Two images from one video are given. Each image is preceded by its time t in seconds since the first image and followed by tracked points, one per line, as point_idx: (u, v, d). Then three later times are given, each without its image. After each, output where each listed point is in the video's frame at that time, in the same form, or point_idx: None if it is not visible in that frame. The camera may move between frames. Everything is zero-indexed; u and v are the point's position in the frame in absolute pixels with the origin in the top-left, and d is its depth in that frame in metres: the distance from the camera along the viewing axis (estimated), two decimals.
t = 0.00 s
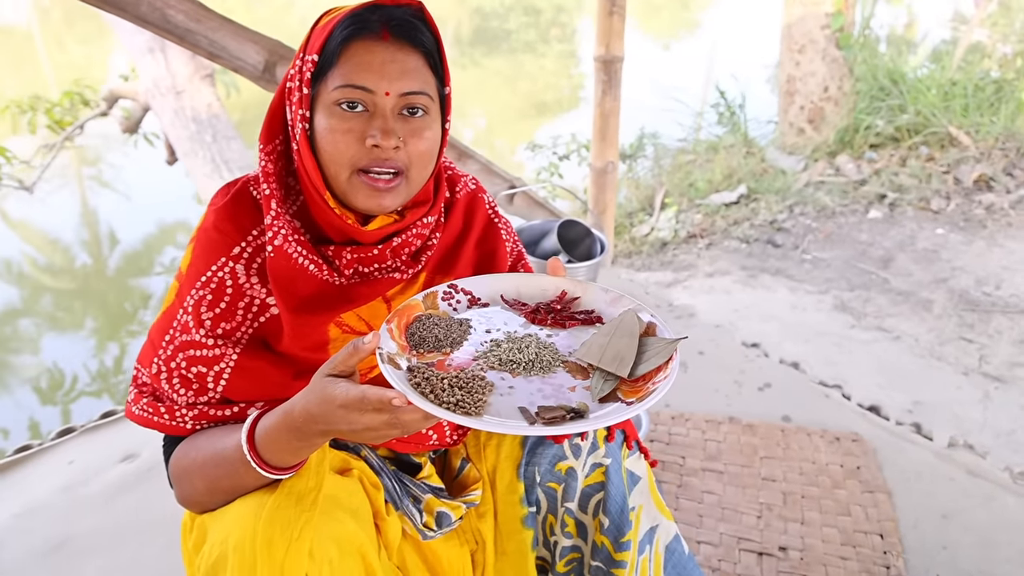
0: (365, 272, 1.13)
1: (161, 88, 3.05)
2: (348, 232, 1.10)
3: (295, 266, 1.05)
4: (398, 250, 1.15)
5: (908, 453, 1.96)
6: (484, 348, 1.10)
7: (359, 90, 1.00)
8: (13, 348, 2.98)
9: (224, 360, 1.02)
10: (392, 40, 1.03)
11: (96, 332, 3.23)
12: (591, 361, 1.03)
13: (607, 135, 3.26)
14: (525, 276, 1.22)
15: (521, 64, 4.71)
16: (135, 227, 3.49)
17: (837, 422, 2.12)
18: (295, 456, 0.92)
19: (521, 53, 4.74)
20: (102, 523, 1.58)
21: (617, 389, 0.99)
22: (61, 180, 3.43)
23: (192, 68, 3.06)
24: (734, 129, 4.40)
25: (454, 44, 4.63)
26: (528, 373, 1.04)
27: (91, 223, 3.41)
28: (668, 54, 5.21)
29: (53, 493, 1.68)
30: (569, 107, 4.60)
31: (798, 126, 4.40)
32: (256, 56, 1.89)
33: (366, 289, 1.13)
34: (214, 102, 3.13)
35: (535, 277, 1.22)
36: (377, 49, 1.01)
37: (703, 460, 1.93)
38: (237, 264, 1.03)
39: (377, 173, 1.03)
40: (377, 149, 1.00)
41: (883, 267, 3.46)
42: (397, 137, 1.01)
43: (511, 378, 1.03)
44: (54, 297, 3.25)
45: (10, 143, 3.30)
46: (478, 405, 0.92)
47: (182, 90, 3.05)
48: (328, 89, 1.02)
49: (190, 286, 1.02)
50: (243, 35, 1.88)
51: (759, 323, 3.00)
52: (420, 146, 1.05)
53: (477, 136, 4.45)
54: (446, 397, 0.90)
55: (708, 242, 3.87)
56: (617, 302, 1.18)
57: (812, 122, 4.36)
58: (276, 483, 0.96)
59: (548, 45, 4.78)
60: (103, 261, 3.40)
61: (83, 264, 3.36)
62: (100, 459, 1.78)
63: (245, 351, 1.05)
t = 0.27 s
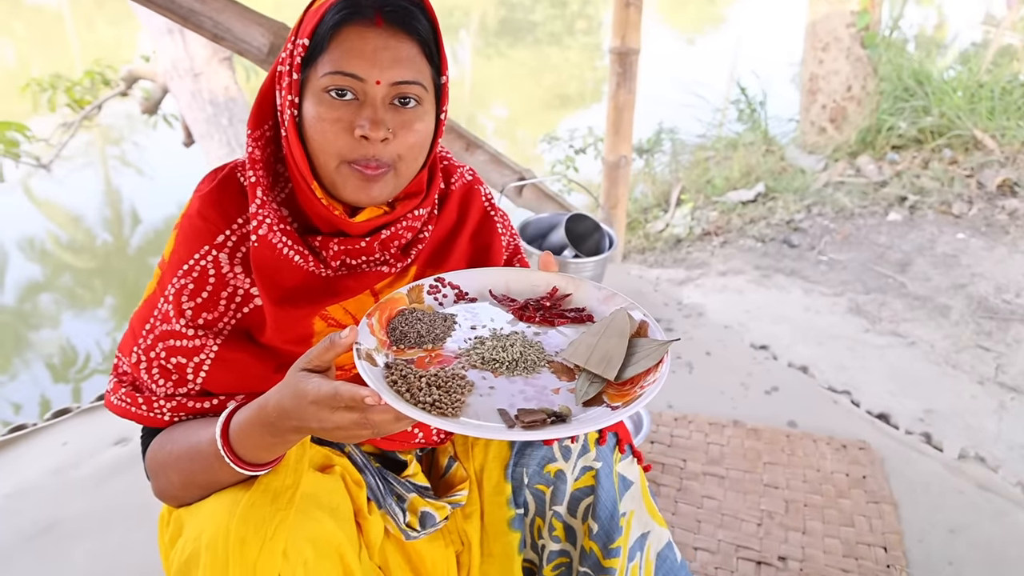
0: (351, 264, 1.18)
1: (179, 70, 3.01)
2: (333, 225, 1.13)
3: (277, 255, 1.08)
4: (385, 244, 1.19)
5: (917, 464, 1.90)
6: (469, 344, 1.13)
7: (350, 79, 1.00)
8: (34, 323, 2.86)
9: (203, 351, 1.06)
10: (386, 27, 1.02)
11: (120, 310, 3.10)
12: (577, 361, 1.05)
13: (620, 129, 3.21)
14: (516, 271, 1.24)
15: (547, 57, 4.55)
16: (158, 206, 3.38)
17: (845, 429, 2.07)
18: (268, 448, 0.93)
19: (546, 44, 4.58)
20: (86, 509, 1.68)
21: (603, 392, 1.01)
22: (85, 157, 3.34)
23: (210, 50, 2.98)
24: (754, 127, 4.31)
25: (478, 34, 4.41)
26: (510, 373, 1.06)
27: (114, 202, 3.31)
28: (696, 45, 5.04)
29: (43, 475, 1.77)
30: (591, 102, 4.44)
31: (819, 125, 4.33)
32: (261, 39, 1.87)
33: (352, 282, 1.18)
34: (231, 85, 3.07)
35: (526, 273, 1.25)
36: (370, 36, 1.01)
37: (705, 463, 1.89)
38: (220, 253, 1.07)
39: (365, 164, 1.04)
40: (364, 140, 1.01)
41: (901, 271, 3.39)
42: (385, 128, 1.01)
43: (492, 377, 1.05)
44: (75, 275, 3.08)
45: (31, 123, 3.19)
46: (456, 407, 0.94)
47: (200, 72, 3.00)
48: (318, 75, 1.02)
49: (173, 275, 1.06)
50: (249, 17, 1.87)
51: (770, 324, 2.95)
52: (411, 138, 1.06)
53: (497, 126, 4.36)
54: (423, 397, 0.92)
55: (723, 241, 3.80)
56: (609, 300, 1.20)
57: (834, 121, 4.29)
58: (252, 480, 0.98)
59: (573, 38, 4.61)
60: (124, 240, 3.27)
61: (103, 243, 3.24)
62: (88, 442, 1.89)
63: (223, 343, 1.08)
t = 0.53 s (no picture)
0: (350, 260, 1.22)
1: (200, 57, 2.84)
2: (335, 220, 1.18)
3: (274, 248, 1.12)
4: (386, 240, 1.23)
5: (931, 472, 1.85)
6: (460, 340, 1.15)
7: (352, 74, 1.02)
8: (61, 308, 2.89)
9: (198, 345, 1.10)
10: (391, 21, 1.04)
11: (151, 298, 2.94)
12: (567, 362, 1.06)
13: (636, 123, 3.17)
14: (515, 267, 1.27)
15: (570, 53, 4.05)
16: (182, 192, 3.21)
17: (860, 435, 2.03)
18: (258, 440, 0.97)
19: (570, 38, 4.02)
20: (96, 493, 1.69)
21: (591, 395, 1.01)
22: (111, 145, 3.13)
23: (231, 39, 2.79)
24: (776, 123, 4.19)
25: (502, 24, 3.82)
26: (495, 370, 1.08)
27: (142, 188, 3.15)
28: (722, 48, 4.17)
29: (53, 459, 1.79)
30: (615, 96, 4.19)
31: (843, 122, 4.22)
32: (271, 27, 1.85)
33: (349, 278, 1.22)
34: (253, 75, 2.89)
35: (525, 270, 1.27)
36: (374, 31, 1.02)
37: (713, 465, 1.86)
38: (217, 246, 1.10)
39: (366, 160, 1.07)
40: (365, 138, 1.04)
41: (923, 273, 3.31)
42: (387, 126, 1.04)
43: (476, 374, 1.07)
44: (102, 260, 3.05)
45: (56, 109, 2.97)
46: (434, 403, 0.95)
47: (220, 60, 2.83)
48: (321, 68, 1.04)
49: (169, 266, 1.09)
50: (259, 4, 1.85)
51: (786, 324, 2.89)
52: (413, 135, 1.08)
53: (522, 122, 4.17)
54: (400, 391, 0.95)
55: (741, 238, 3.76)
56: (608, 301, 1.22)
57: (858, 118, 4.19)
58: (242, 474, 1.02)
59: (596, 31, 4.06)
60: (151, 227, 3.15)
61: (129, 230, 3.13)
62: (97, 428, 1.91)
63: (218, 336, 1.12)
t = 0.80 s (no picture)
0: (368, 253, 1.25)
1: (237, 45, 2.82)
2: (353, 214, 1.21)
3: (290, 239, 1.14)
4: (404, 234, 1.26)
5: (958, 485, 1.81)
6: (467, 338, 1.16)
7: (373, 63, 1.06)
8: (98, 289, 3.06)
9: (212, 333, 1.13)
10: (412, 9, 1.07)
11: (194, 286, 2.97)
12: (576, 365, 1.07)
13: (668, 121, 3.13)
14: (527, 265, 1.28)
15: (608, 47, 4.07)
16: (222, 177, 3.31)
17: (885, 445, 2.00)
18: (271, 428, 1.00)
19: (608, 34, 4.02)
20: (118, 472, 1.80)
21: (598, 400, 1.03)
22: (151, 127, 3.30)
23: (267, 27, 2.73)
24: (814, 124, 4.06)
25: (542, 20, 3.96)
26: (502, 370, 1.09)
27: (180, 173, 3.29)
28: (763, 45, 4.09)
29: (74, 437, 1.92)
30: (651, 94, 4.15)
31: (884, 125, 4.16)
32: (300, 14, 1.88)
33: (365, 271, 1.25)
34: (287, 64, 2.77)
35: (538, 268, 1.28)
36: (394, 19, 1.06)
37: (732, 470, 1.84)
38: (233, 234, 1.14)
39: (387, 152, 1.10)
40: (385, 129, 1.06)
41: (960, 281, 3.24)
42: (407, 117, 1.07)
43: (482, 373, 1.08)
44: (140, 243, 3.18)
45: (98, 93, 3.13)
46: (437, 401, 0.97)
47: (256, 49, 2.79)
48: (340, 58, 1.07)
49: (186, 254, 1.13)
50: None
51: (815, 329, 2.84)
52: (433, 127, 1.11)
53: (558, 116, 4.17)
54: (404, 388, 0.96)
55: (773, 240, 3.71)
56: (622, 303, 1.22)
57: (898, 121, 4.13)
58: (250, 465, 1.06)
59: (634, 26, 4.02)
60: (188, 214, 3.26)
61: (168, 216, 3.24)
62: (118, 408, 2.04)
63: (232, 326, 1.15)
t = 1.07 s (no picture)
0: (378, 259, 1.30)
1: (272, 47, 2.86)
2: (363, 220, 1.26)
3: (300, 242, 1.20)
4: (416, 241, 1.32)
5: (982, 513, 1.78)
6: (471, 348, 1.21)
7: (395, 73, 1.07)
8: (128, 282, 3.28)
9: (220, 335, 1.18)
10: (437, 20, 1.08)
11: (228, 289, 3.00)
12: (580, 379, 1.11)
13: (694, 133, 3.11)
14: (536, 273, 1.32)
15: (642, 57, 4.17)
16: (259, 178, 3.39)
17: (907, 469, 1.99)
18: (277, 433, 1.05)
19: (643, 45, 4.14)
20: (125, 468, 1.93)
21: (599, 415, 1.06)
22: (188, 127, 3.34)
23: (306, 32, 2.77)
24: (846, 139, 4.00)
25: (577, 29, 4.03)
26: (504, 382, 1.14)
27: (214, 171, 3.37)
28: (799, 62, 4.09)
29: (89, 432, 2.05)
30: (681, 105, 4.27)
31: (915, 141, 4.08)
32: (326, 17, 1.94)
33: (375, 276, 1.31)
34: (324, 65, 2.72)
35: (547, 276, 1.32)
36: (419, 31, 1.07)
37: (749, 489, 1.82)
38: (246, 236, 1.19)
39: (404, 160, 1.13)
40: (405, 140, 1.09)
41: (990, 302, 3.19)
42: (427, 129, 1.10)
43: (483, 386, 1.13)
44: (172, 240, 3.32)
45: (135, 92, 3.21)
46: (436, 414, 1.02)
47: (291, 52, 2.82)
48: (362, 66, 1.10)
49: (197, 255, 1.18)
50: None
51: (840, 347, 2.79)
52: (452, 137, 1.14)
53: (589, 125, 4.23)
54: (403, 399, 1.00)
55: (800, 255, 3.68)
56: (630, 314, 1.26)
57: (930, 138, 4.05)
58: (252, 468, 1.12)
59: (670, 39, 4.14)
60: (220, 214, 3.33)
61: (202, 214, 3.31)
62: (133, 403, 2.18)
63: (240, 328, 1.20)
